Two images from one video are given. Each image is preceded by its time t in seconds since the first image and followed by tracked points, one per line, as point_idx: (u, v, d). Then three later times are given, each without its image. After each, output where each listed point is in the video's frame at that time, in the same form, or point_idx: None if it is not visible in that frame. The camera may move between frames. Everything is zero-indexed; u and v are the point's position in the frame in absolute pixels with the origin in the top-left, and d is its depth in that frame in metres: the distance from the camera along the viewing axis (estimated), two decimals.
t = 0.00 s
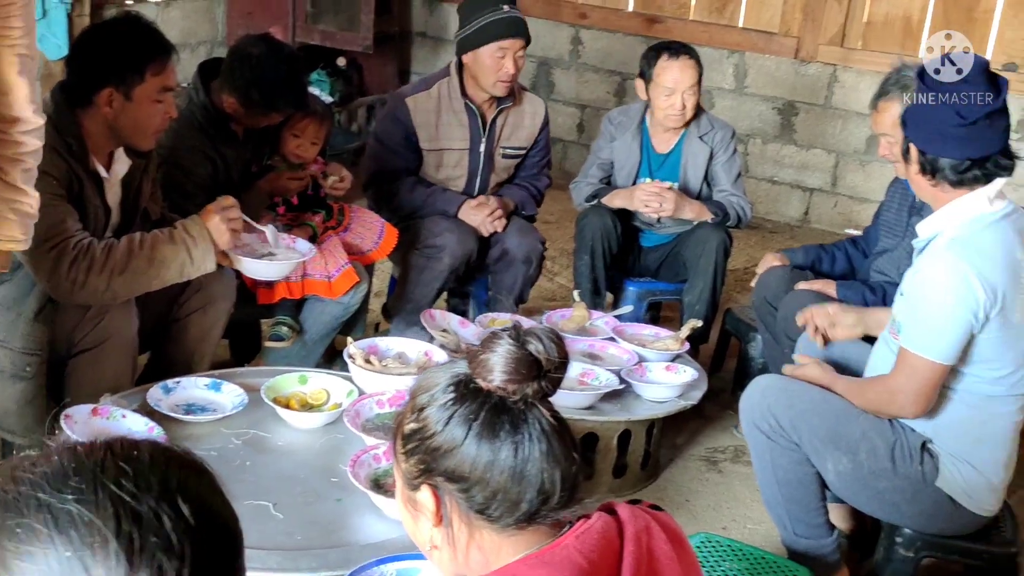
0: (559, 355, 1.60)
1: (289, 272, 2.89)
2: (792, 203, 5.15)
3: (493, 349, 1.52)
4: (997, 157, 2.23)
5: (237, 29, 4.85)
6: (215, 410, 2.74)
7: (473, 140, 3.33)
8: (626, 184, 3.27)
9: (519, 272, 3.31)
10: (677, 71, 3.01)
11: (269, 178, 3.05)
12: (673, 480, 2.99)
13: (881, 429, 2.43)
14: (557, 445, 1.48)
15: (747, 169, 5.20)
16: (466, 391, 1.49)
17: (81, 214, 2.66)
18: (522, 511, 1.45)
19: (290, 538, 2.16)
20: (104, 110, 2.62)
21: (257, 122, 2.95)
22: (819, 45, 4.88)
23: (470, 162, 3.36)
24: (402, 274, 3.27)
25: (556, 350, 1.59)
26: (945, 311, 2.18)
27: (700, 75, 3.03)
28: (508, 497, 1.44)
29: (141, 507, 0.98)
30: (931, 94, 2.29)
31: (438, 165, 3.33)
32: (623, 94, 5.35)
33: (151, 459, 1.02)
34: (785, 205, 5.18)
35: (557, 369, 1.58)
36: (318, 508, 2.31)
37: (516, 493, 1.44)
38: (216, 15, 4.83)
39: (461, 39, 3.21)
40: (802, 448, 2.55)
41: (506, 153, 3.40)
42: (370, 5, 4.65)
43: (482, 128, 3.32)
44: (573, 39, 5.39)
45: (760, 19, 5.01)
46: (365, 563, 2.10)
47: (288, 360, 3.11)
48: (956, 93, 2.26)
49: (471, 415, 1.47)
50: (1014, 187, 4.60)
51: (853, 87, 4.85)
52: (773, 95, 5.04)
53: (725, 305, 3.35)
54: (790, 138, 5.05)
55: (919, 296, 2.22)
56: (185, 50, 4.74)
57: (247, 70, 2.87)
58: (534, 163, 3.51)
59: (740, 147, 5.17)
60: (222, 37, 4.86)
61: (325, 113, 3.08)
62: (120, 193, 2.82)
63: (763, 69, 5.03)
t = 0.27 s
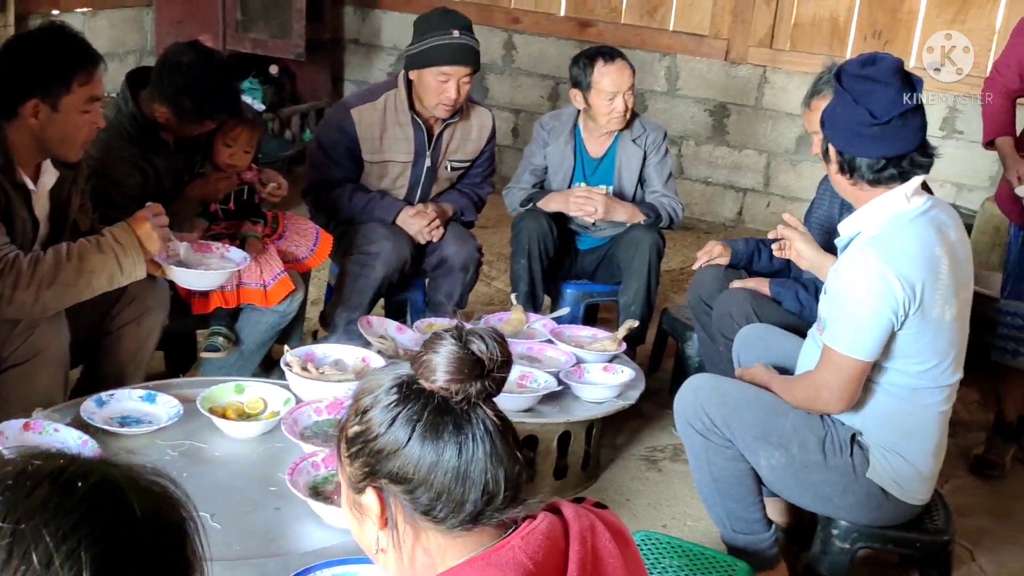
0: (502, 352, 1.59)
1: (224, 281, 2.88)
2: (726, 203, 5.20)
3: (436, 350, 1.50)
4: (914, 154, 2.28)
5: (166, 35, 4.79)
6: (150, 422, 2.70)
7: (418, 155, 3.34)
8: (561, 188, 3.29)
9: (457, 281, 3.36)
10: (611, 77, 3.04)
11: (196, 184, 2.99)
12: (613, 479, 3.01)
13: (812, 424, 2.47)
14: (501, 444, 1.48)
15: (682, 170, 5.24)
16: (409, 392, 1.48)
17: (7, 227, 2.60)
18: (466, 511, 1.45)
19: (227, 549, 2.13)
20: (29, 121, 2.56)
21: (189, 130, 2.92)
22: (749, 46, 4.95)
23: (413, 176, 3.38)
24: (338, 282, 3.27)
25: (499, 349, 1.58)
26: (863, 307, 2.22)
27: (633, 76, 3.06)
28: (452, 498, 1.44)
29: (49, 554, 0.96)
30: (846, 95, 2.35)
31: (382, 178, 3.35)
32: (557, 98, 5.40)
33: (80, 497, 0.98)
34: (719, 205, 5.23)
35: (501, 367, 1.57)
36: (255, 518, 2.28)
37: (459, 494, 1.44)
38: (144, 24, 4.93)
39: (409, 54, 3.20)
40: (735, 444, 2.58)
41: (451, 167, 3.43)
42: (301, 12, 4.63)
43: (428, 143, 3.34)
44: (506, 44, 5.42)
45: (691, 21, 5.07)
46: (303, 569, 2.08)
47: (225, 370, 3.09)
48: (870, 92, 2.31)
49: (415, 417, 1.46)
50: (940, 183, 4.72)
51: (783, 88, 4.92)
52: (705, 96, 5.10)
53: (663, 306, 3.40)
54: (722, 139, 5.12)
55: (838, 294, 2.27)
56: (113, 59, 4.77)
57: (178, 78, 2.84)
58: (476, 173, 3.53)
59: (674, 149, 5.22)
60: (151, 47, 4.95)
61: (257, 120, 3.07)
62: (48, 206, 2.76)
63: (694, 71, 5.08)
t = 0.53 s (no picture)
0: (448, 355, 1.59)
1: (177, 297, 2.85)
2: (681, 213, 5.23)
3: (381, 359, 1.51)
4: (862, 152, 2.34)
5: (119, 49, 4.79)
6: (103, 440, 2.66)
7: (365, 163, 3.35)
8: (517, 201, 3.31)
9: (411, 295, 3.38)
10: (559, 88, 3.08)
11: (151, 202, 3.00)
12: (572, 489, 3.01)
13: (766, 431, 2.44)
14: (457, 447, 1.48)
15: (637, 182, 5.26)
16: (361, 406, 1.49)
17: None
18: (431, 518, 1.44)
19: (182, 567, 2.10)
20: None
21: (140, 146, 2.89)
22: (700, 58, 4.98)
23: (362, 184, 3.39)
24: (293, 297, 3.28)
25: (445, 352, 1.59)
26: (813, 312, 2.22)
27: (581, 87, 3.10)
28: (416, 506, 1.43)
29: None
30: (789, 102, 2.38)
31: (330, 187, 3.35)
32: (510, 110, 5.36)
33: (29, 518, 0.94)
34: (674, 215, 5.25)
35: (449, 370, 1.57)
36: (210, 534, 2.25)
37: (422, 501, 1.43)
38: (95, 41, 4.90)
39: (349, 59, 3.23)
40: (690, 454, 2.54)
41: (398, 174, 3.44)
42: (253, 27, 4.62)
43: (374, 150, 3.35)
44: (459, 57, 5.38)
45: (642, 33, 5.09)
46: None
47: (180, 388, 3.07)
48: (812, 95, 2.36)
49: (369, 429, 1.45)
50: (890, 191, 4.82)
51: (735, 98, 4.97)
52: (657, 107, 5.12)
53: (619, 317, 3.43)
54: (675, 149, 5.14)
55: (786, 299, 2.27)
56: (62, 76, 4.74)
57: (128, 92, 2.82)
58: (426, 183, 3.55)
59: (628, 160, 5.23)
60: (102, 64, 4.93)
61: (206, 134, 3.04)
62: None
63: (647, 82, 5.11)
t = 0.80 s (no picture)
0: (423, 370, 1.59)
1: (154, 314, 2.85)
2: (659, 226, 5.23)
3: (357, 373, 1.51)
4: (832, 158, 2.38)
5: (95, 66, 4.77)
6: (80, 457, 2.64)
7: (337, 168, 3.36)
8: (496, 215, 3.33)
9: (394, 305, 3.39)
10: (532, 99, 3.10)
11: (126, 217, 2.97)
12: (551, 502, 3.01)
13: (742, 442, 2.44)
14: (438, 457, 1.49)
15: (615, 196, 5.26)
16: (339, 422, 1.49)
17: None
18: (416, 529, 1.45)
19: None
20: None
21: (116, 163, 2.88)
22: (676, 72, 5.02)
23: (335, 191, 3.39)
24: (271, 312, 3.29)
25: (420, 365, 1.59)
26: (793, 319, 2.22)
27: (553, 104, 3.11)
28: (401, 519, 1.44)
29: None
30: (759, 113, 2.44)
31: (304, 196, 3.35)
32: (488, 125, 5.34)
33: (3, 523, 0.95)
34: (652, 228, 5.26)
35: (425, 381, 1.58)
36: (188, 551, 2.24)
37: (406, 513, 1.44)
38: (71, 58, 4.89)
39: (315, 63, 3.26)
40: (668, 464, 2.54)
41: (370, 179, 3.45)
42: (229, 43, 4.64)
43: (345, 155, 3.36)
44: (437, 72, 5.34)
45: (618, 48, 5.12)
46: None
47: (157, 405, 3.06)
48: (781, 105, 2.43)
49: (349, 445, 1.46)
50: (865, 203, 4.87)
51: (711, 112, 5.00)
52: (634, 121, 5.13)
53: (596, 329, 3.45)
54: (652, 163, 5.14)
55: (760, 308, 2.27)
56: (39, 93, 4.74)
57: (102, 108, 2.81)
58: (397, 189, 3.57)
59: (606, 174, 5.23)
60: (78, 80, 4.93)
61: (181, 150, 3.04)
62: None
63: (623, 97, 5.11)
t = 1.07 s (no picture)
0: (398, 398, 1.59)
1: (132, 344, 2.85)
2: (639, 253, 5.24)
3: (330, 407, 1.52)
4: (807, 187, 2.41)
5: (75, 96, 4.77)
6: (55, 490, 2.61)
7: (312, 191, 3.37)
8: (473, 244, 3.40)
9: (372, 333, 3.38)
10: (501, 132, 3.18)
11: (103, 245, 2.94)
12: (532, 531, 3.00)
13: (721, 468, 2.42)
14: (412, 489, 1.53)
15: (595, 224, 5.27)
16: (312, 456, 1.52)
17: None
18: (391, 560, 1.49)
19: None
20: None
21: (93, 187, 2.86)
22: (655, 99, 5.05)
23: (311, 215, 3.40)
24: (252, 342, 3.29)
25: (396, 395, 1.59)
26: (769, 341, 2.23)
27: (525, 134, 3.19)
28: (375, 551, 1.47)
29: None
30: (735, 139, 2.45)
31: (282, 220, 3.36)
32: (469, 153, 5.36)
33: None
34: (632, 255, 5.27)
35: (399, 411, 1.58)
36: None
37: (381, 546, 1.47)
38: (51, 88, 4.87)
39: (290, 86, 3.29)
40: (646, 490, 2.53)
41: (346, 204, 3.45)
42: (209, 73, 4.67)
43: (320, 178, 3.37)
44: (417, 101, 5.37)
45: (597, 76, 5.15)
46: None
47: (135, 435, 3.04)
48: (758, 133, 2.44)
49: (323, 478, 1.49)
50: (843, 229, 4.92)
51: (690, 139, 5.02)
52: (614, 148, 5.15)
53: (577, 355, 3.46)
54: (632, 191, 5.16)
55: (734, 331, 2.29)
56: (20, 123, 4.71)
57: (74, 126, 2.80)
58: (374, 214, 3.57)
59: (586, 201, 5.24)
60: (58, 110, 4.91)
61: (160, 180, 3.06)
62: None
63: (603, 124, 5.14)
